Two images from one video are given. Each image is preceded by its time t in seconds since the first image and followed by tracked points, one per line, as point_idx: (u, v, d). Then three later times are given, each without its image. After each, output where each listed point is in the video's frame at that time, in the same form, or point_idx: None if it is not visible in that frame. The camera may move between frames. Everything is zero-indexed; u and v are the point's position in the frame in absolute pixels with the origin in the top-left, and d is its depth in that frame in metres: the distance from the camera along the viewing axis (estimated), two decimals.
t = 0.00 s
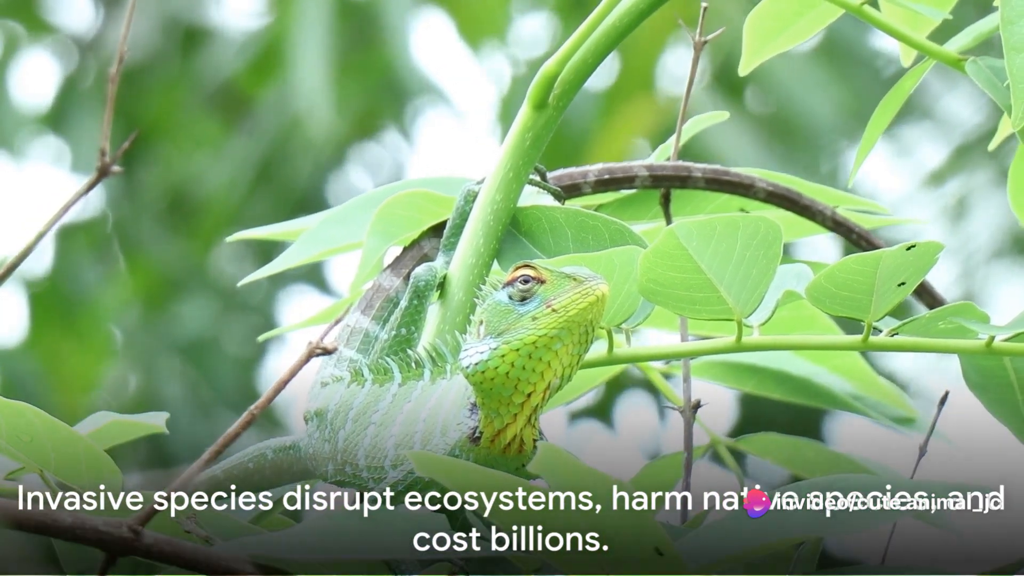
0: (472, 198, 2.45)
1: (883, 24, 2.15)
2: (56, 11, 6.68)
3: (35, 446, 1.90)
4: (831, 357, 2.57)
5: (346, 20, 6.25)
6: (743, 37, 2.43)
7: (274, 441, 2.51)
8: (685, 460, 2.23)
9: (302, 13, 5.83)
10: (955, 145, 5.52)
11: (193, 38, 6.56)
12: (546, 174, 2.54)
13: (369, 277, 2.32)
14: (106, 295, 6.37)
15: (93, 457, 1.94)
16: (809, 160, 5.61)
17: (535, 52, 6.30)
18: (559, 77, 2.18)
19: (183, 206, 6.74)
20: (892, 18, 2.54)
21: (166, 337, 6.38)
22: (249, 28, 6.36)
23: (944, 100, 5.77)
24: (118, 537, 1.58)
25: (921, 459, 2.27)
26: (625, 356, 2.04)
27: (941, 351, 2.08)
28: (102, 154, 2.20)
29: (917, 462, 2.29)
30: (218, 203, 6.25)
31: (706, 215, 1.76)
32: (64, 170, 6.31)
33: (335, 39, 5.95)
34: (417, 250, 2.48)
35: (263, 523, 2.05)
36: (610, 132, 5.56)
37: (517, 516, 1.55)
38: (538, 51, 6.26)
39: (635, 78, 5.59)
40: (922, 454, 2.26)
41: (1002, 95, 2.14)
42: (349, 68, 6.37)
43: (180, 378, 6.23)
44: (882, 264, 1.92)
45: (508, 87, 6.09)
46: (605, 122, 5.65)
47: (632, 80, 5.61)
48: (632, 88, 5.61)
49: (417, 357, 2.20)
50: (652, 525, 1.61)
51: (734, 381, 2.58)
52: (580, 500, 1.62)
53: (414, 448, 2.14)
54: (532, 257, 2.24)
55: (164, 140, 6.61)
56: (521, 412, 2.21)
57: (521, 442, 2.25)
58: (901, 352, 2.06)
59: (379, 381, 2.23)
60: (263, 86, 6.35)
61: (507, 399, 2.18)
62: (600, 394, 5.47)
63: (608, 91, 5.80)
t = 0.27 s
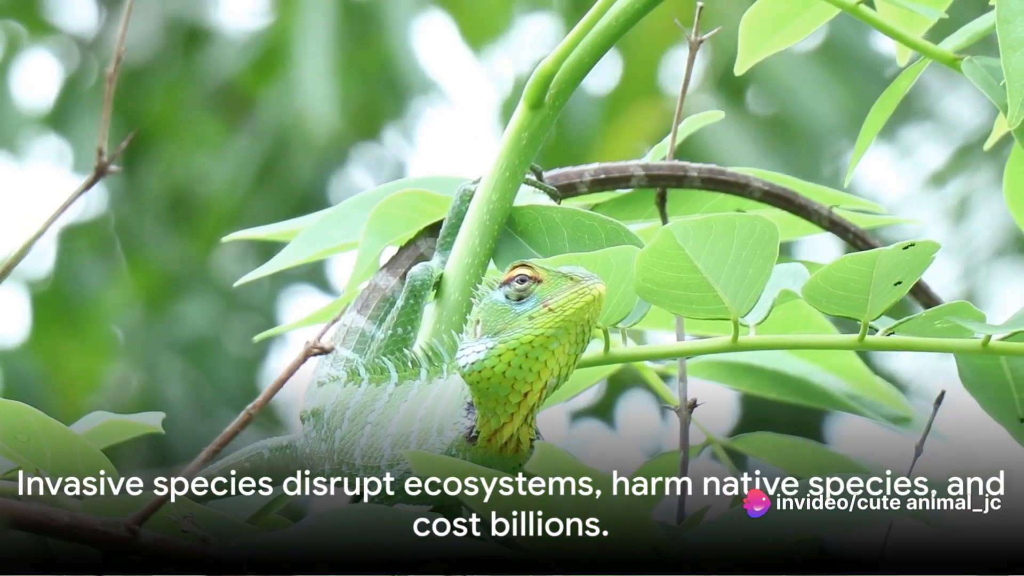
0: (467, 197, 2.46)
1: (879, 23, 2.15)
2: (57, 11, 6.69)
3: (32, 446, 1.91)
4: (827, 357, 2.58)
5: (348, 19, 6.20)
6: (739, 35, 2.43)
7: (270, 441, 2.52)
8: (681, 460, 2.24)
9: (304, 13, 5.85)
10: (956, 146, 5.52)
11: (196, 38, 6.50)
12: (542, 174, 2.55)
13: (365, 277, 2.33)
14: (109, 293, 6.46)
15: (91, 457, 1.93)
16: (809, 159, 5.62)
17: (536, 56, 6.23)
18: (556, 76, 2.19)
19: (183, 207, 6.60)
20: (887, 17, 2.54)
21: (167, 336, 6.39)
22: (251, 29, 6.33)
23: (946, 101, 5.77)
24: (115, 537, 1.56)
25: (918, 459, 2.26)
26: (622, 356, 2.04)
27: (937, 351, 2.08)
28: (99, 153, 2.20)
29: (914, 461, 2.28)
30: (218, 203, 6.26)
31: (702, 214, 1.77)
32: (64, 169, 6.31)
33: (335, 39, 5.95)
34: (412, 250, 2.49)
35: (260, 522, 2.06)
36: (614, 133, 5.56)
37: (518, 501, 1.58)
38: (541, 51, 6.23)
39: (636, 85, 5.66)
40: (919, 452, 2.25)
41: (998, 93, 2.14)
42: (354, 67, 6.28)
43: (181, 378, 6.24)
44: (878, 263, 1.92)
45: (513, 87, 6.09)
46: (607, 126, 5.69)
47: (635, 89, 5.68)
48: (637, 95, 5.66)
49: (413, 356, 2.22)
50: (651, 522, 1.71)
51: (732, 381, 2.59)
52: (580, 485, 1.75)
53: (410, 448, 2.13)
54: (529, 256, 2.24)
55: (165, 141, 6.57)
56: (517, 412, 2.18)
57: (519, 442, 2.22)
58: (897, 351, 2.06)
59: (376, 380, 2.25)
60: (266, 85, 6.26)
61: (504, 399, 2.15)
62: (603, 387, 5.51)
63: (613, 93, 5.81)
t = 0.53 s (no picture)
0: (466, 197, 2.46)
1: (877, 23, 2.15)
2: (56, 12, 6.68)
3: (30, 446, 1.91)
4: (825, 358, 2.58)
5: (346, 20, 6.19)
6: (738, 35, 2.44)
7: (269, 442, 2.52)
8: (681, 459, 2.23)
9: (303, 13, 5.85)
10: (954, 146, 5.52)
11: (196, 38, 6.50)
12: (541, 174, 2.55)
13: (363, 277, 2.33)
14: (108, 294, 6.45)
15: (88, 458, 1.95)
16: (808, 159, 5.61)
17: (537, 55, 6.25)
18: (554, 77, 2.19)
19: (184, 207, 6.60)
20: (885, 17, 2.54)
21: (167, 336, 6.39)
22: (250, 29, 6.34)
23: (943, 103, 5.76)
24: (114, 537, 1.55)
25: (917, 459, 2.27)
26: (620, 356, 2.04)
27: (936, 351, 2.08)
28: (98, 154, 2.20)
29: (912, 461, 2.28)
30: (218, 203, 6.25)
31: (701, 214, 1.78)
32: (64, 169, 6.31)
33: (334, 38, 5.95)
34: (411, 250, 2.49)
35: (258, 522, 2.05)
36: (612, 133, 5.57)
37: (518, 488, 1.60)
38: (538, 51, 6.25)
39: (635, 85, 5.66)
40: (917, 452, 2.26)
41: (996, 94, 2.14)
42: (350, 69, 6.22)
43: (180, 378, 6.23)
44: (877, 263, 1.92)
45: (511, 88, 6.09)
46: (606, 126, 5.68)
47: (634, 88, 5.67)
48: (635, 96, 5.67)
49: (412, 356, 2.21)
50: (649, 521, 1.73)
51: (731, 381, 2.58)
52: (581, 475, 1.75)
53: (409, 448, 2.12)
54: (527, 256, 2.23)
55: (165, 141, 6.57)
56: (515, 412, 2.18)
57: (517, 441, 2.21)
58: (896, 351, 2.06)
59: (374, 381, 2.25)
60: (264, 85, 6.25)
61: (502, 399, 2.15)
62: (603, 385, 5.51)
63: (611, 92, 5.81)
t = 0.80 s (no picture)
0: (468, 198, 2.46)
1: (879, 24, 2.15)
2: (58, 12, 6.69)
3: (33, 448, 1.91)
4: (827, 359, 2.58)
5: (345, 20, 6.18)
6: (739, 36, 2.44)
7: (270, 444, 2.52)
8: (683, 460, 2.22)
9: (301, 13, 5.84)
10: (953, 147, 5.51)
11: (196, 38, 6.51)
12: (542, 175, 2.56)
13: (366, 279, 2.34)
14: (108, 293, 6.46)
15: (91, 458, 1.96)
16: (807, 159, 5.62)
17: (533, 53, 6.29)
18: (556, 78, 2.19)
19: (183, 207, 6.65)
20: (887, 18, 2.55)
21: (167, 337, 6.39)
22: (250, 29, 6.34)
23: (941, 102, 5.76)
24: (115, 538, 1.55)
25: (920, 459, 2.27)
26: (623, 357, 2.05)
27: (938, 352, 2.08)
28: (100, 155, 2.20)
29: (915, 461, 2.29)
30: (218, 203, 6.25)
31: (703, 215, 1.77)
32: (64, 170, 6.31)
33: (333, 40, 5.95)
34: (413, 251, 2.50)
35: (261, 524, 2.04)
36: (607, 133, 5.55)
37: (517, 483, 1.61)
38: (536, 50, 6.27)
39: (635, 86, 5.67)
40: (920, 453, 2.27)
41: (998, 95, 2.14)
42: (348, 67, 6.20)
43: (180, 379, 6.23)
44: (879, 264, 1.92)
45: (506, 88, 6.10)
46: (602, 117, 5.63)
47: (627, 84, 5.65)
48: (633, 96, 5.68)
49: (415, 357, 2.20)
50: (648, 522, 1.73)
51: (732, 383, 2.59)
52: (580, 468, 1.82)
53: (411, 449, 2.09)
54: (530, 257, 2.24)
55: (164, 140, 6.56)
56: (518, 413, 2.18)
57: (519, 443, 2.21)
58: (898, 353, 2.06)
59: (377, 382, 2.24)
60: (263, 85, 6.23)
61: (505, 400, 2.15)
62: (599, 390, 5.44)
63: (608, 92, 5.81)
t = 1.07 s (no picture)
0: (472, 200, 2.46)
1: (883, 25, 2.15)
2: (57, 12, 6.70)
3: (36, 448, 1.91)
4: (832, 361, 2.58)
5: (342, 20, 6.09)
6: (744, 38, 2.43)
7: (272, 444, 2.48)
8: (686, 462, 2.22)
9: (299, 14, 5.84)
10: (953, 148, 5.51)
11: (195, 38, 6.51)
12: (546, 176, 2.56)
13: (369, 280, 2.33)
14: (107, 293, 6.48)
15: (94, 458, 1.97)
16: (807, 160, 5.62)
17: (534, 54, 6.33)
18: (560, 79, 2.19)
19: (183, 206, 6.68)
20: (891, 19, 2.54)
21: (166, 337, 6.39)
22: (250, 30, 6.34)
23: (940, 104, 5.74)
24: (117, 539, 1.55)
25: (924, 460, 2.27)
26: (626, 359, 2.05)
27: (942, 354, 2.08)
28: (102, 156, 2.19)
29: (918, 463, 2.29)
30: (218, 204, 6.25)
31: (707, 217, 1.77)
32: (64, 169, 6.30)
33: (332, 40, 5.94)
34: (416, 252, 2.49)
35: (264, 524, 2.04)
36: (607, 135, 5.55)
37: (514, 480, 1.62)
38: (535, 51, 6.27)
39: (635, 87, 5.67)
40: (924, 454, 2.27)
41: (1002, 96, 2.13)
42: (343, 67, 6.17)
43: (179, 380, 6.22)
44: (883, 265, 1.92)
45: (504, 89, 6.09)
46: (600, 125, 5.65)
47: (627, 86, 5.65)
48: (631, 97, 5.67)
49: (418, 358, 2.19)
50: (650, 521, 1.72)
51: (734, 383, 2.59)
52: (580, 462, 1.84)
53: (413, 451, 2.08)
54: (533, 259, 2.23)
55: (162, 139, 6.57)
56: (521, 414, 2.19)
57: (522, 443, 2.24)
58: (903, 354, 2.05)
59: (380, 383, 2.24)
60: (262, 86, 6.22)
61: (508, 401, 2.16)
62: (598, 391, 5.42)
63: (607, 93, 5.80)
